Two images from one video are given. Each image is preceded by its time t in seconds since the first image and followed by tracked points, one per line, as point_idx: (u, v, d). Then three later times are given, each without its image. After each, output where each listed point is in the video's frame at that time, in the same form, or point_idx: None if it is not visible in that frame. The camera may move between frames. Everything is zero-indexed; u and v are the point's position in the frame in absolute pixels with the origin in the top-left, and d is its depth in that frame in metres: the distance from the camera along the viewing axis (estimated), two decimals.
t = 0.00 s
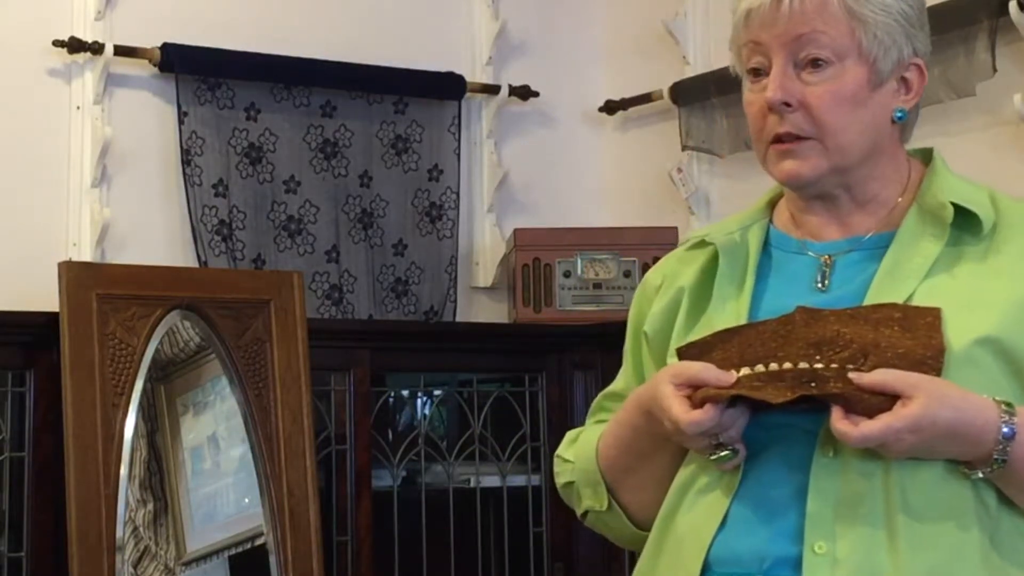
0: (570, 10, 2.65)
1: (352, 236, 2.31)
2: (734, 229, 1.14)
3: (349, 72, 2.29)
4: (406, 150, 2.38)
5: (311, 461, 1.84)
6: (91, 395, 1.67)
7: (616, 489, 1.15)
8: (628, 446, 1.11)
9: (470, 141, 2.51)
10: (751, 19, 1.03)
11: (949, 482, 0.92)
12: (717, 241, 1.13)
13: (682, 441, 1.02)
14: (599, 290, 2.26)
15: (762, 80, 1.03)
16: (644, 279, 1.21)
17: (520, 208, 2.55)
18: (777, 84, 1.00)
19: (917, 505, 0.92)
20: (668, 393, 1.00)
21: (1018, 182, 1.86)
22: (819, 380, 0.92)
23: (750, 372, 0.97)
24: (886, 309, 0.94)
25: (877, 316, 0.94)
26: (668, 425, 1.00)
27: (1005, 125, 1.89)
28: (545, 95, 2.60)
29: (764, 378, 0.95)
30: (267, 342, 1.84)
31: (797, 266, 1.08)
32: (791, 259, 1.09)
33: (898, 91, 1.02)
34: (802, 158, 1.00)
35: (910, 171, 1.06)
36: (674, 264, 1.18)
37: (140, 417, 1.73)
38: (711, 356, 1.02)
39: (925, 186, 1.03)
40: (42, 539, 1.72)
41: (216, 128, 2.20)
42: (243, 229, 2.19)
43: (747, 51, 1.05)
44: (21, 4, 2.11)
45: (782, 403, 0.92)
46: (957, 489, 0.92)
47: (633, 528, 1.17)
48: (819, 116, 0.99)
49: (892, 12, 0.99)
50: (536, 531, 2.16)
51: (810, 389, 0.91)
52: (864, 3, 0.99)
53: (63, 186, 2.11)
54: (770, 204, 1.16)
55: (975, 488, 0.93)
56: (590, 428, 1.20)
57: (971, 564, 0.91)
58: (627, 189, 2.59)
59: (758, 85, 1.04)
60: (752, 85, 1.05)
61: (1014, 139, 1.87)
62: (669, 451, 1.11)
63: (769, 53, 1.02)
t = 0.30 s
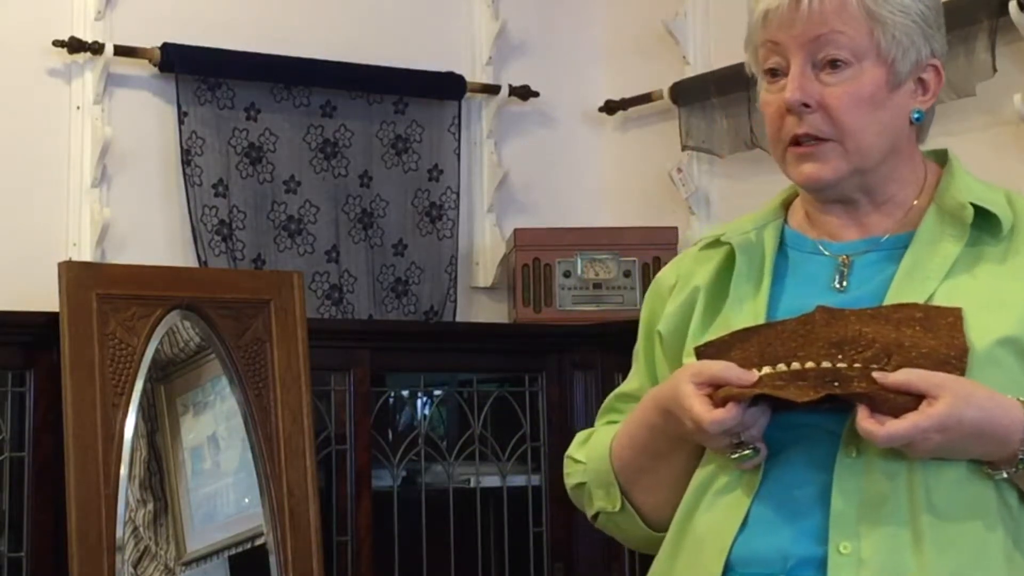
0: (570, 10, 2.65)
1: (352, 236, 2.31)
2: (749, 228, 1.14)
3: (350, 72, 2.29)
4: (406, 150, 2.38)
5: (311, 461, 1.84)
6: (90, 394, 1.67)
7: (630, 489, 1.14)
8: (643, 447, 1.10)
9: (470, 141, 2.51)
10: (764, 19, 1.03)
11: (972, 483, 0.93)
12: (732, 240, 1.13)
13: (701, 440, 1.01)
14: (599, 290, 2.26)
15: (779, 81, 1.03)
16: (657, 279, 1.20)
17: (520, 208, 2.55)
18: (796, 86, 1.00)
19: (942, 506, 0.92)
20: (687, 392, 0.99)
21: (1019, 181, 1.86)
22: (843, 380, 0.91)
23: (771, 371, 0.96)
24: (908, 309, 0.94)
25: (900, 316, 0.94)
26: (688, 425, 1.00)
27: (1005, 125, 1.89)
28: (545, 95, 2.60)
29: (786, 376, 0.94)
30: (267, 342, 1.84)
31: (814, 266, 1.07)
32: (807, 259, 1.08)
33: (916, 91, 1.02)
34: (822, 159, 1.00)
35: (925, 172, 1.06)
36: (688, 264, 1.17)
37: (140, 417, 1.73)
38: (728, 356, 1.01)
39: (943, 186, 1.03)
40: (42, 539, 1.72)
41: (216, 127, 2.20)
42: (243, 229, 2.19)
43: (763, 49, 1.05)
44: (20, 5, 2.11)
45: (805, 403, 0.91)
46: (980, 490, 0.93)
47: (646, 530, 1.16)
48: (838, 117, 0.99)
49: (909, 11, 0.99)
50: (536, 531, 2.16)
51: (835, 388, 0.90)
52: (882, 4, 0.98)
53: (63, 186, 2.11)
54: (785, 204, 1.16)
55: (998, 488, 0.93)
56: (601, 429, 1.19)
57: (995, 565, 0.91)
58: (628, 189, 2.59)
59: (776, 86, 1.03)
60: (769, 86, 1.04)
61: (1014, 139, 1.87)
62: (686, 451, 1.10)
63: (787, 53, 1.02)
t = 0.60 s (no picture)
0: (569, 11, 2.65)
1: (352, 236, 2.31)
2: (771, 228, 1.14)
3: (350, 72, 2.29)
4: (406, 150, 2.38)
5: (311, 461, 1.84)
6: (91, 393, 1.67)
7: (650, 489, 1.13)
8: (663, 446, 1.10)
9: (469, 141, 2.51)
10: (777, 63, 0.99)
11: (998, 480, 0.93)
12: (755, 241, 1.12)
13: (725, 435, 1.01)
14: (599, 290, 2.27)
15: (806, 124, 1.00)
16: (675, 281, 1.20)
17: (521, 207, 2.55)
18: (829, 138, 0.98)
19: (968, 502, 0.92)
20: (711, 387, 0.99)
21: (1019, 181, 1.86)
22: (868, 375, 0.92)
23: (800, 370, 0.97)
24: (933, 310, 0.95)
25: (925, 315, 0.95)
26: (710, 419, 1.00)
27: (1005, 125, 1.89)
28: (545, 95, 2.60)
29: (810, 372, 0.95)
30: (267, 342, 1.84)
31: (835, 266, 1.07)
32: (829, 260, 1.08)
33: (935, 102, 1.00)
34: (861, 197, 1.00)
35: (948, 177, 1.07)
36: (707, 265, 1.17)
37: (140, 417, 1.73)
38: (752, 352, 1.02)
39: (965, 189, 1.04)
40: (43, 539, 1.72)
41: (215, 127, 2.20)
42: (243, 229, 2.19)
43: (781, 92, 1.01)
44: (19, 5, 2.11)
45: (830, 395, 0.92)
46: (1006, 487, 0.93)
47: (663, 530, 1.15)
48: (874, 160, 0.98)
49: (922, 30, 0.95)
50: (535, 531, 2.16)
51: (861, 382, 0.91)
52: (898, 36, 0.94)
53: (63, 187, 2.11)
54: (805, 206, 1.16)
55: None
56: (618, 431, 1.19)
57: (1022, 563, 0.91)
58: (628, 189, 2.59)
59: (803, 129, 1.01)
60: (794, 126, 1.02)
61: (1014, 139, 1.87)
62: (706, 448, 1.09)
63: (811, 101, 0.98)
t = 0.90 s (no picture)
0: (569, 11, 2.65)
1: (352, 236, 2.31)
2: (793, 235, 1.14)
3: (351, 72, 2.29)
4: (406, 150, 2.38)
5: (311, 461, 1.84)
6: (91, 393, 1.67)
7: (664, 485, 1.13)
8: (677, 441, 1.10)
9: (470, 140, 2.51)
10: (762, 78, 1.01)
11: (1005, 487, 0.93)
12: (777, 246, 1.13)
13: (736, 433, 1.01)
14: (599, 290, 2.27)
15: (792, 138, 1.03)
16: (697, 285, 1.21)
17: (521, 208, 2.55)
18: (806, 156, 1.00)
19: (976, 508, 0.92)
20: (726, 377, 0.99)
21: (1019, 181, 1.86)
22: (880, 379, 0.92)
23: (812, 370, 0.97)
24: (949, 314, 0.95)
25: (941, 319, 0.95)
26: (722, 408, 1.00)
27: (1005, 125, 1.88)
28: (545, 95, 2.60)
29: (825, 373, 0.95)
30: (267, 342, 1.85)
31: (852, 271, 1.08)
32: (845, 264, 1.09)
33: (932, 119, 0.99)
34: (845, 211, 1.02)
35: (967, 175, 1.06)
36: (728, 268, 1.18)
37: (140, 417, 1.73)
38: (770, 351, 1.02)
39: (985, 189, 1.03)
40: (43, 539, 1.72)
41: (215, 127, 2.20)
42: (243, 229, 2.19)
43: (772, 105, 1.03)
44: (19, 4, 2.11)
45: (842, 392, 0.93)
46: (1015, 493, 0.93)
47: (677, 529, 1.14)
48: (853, 181, 1.00)
49: (907, 51, 0.95)
50: (536, 531, 2.16)
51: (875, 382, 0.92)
52: (878, 59, 0.95)
53: (63, 187, 2.11)
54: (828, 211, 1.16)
55: None
56: (638, 428, 1.19)
57: None
58: (628, 189, 2.59)
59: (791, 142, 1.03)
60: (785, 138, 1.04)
61: (1014, 139, 1.87)
62: (719, 444, 1.09)
63: (793, 119, 1.01)
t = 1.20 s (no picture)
0: (570, 11, 2.65)
1: (352, 236, 2.31)
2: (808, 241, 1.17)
3: (351, 72, 2.29)
4: (406, 150, 2.38)
5: (310, 461, 1.84)
6: (90, 394, 1.67)
7: (674, 464, 1.15)
8: (689, 412, 1.13)
9: (469, 140, 2.51)
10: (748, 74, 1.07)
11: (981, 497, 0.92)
12: (790, 252, 1.16)
13: (740, 396, 1.05)
14: (599, 290, 2.27)
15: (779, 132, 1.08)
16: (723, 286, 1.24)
17: (521, 208, 2.55)
18: (779, 151, 1.05)
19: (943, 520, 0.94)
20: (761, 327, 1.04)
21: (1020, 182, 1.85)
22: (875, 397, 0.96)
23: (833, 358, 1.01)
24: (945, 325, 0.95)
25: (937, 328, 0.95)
26: (747, 351, 1.04)
27: (1004, 125, 1.88)
28: (545, 95, 2.60)
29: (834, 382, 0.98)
30: (267, 342, 1.85)
31: (861, 278, 1.09)
32: (856, 270, 1.10)
33: (907, 125, 0.99)
34: (821, 209, 1.05)
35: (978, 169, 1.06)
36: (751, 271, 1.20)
37: (140, 417, 1.73)
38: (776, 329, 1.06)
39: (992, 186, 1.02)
40: (43, 539, 1.72)
41: (215, 127, 2.20)
42: (243, 229, 2.19)
43: (767, 106, 1.08)
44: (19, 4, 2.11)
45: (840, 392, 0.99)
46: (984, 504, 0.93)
47: (684, 512, 1.16)
48: (821, 178, 1.03)
49: (868, 54, 0.96)
50: (536, 531, 2.16)
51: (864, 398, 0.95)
52: (835, 60, 0.97)
53: (63, 186, 2.11)
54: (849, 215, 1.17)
55: None
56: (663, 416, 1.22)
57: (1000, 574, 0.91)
58: (627, 189, 2.59)
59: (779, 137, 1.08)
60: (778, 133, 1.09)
61: (1014, 139, 1.86)
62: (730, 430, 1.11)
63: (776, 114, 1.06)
